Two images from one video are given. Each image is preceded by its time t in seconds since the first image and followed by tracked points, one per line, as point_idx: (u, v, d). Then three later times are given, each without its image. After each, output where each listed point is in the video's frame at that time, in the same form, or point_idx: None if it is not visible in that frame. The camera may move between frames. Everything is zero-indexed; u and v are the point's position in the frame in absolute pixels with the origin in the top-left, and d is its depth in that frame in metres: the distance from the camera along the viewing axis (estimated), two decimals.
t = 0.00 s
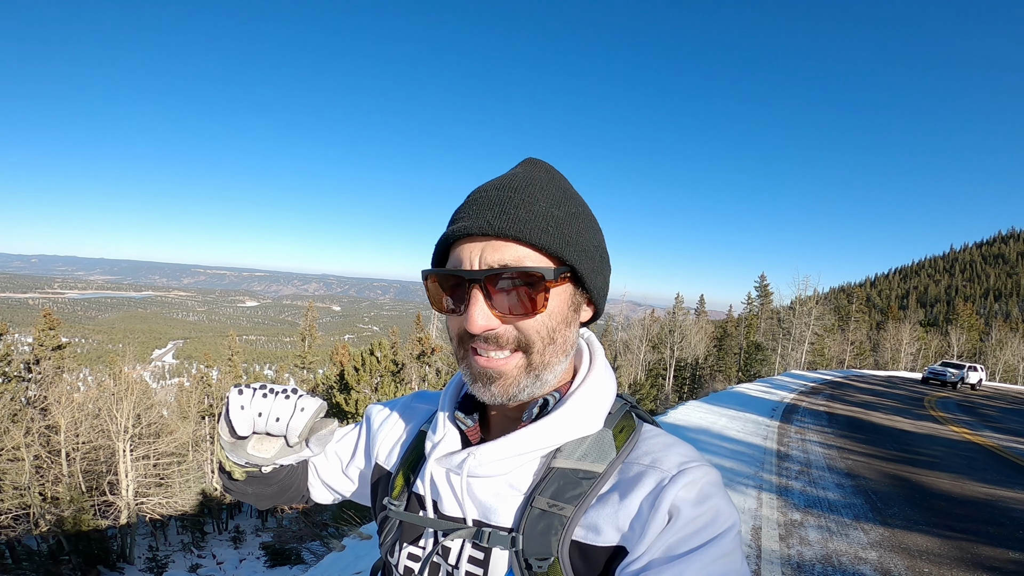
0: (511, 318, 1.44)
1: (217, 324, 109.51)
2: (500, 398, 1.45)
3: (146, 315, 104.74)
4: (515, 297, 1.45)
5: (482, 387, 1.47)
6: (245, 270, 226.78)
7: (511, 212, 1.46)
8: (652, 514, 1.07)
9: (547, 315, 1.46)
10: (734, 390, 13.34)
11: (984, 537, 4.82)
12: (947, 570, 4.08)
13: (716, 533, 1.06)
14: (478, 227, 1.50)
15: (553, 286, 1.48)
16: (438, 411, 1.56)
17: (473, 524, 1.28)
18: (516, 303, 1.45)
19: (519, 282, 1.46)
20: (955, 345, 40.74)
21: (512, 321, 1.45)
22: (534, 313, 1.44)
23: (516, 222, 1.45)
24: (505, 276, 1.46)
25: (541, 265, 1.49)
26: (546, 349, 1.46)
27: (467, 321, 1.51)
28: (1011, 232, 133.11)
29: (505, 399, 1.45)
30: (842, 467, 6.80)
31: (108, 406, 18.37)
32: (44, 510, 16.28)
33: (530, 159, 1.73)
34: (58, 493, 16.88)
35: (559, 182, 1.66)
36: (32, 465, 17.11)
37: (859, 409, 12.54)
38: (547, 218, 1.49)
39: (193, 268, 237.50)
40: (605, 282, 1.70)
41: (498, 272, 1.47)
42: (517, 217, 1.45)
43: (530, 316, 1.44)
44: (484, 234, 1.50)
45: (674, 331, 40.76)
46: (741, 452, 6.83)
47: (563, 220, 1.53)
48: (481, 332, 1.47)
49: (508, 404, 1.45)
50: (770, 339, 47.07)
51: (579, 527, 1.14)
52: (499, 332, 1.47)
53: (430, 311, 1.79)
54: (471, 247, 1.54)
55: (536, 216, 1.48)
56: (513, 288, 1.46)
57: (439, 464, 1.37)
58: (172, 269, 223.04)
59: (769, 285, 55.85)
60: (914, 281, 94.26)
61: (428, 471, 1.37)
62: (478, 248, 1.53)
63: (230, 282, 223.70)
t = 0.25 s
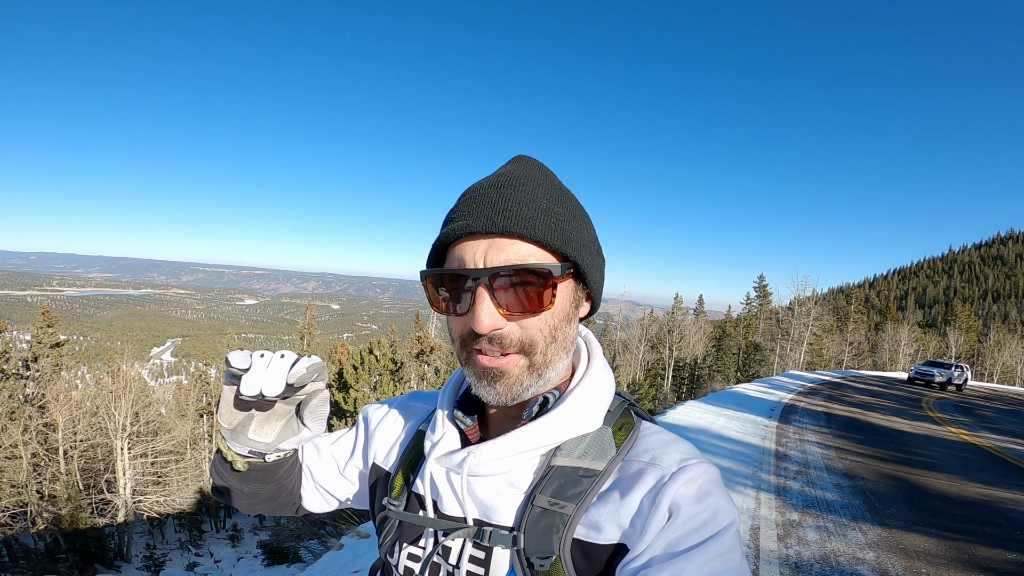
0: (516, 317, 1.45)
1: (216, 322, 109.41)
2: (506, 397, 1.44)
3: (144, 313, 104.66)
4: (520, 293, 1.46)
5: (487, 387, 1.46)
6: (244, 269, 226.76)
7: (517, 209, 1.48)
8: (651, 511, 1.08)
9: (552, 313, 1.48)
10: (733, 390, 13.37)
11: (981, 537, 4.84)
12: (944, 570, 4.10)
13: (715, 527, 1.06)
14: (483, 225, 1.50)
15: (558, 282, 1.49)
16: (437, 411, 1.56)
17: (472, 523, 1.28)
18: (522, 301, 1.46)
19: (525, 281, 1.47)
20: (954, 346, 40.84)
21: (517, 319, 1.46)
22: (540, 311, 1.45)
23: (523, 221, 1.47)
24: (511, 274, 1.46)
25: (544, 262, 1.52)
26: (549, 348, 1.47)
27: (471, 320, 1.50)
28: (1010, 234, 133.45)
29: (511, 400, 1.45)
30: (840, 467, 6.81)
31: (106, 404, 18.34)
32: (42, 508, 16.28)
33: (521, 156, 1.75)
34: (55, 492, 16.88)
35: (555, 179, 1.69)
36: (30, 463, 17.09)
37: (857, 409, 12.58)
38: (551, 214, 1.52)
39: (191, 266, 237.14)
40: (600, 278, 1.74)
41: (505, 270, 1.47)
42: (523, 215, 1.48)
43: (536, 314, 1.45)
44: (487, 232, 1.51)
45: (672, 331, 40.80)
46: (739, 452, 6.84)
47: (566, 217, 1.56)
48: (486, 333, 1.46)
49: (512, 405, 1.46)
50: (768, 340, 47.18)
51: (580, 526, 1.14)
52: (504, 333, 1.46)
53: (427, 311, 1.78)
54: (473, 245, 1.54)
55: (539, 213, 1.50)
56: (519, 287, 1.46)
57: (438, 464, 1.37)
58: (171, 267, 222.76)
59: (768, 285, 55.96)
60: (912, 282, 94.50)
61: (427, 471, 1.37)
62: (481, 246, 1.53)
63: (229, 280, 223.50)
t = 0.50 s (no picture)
0: (477, 317, 1.44)
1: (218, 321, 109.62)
2: (470, 395, 1.44)
3: (147, 311, 104.98)
4: (484, 293, 1.44)
5: (452, 384, 1.47)
6: (246, 267, 227.33)
7: (472, 209, 1.46)
8: (648, 510, 1.07)
9: (511, 313, 1.44)
10: (734, 389, 13.34)
11: (983, 537, 4.82)
12: (944, 570, 4.09)
13: (713, 527, 1.06)
14: (441, 224, 1.50)
15: (519, 283, 1.46)
16: (429, 410, 1.56)
17: (466, 523, 1.28)
18: (482, 302, 1.44)
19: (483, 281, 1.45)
20: (957, 345, 40.73)
21: (478, 320, 1.45)
22: (498, 312, 1.43)
23: (476, 221, 1.45)
24: (468, 275, 1.45)
25: (508, 260, 1.48)
26: (515, 349, 1.44)
27: (436, 320, 1.51)
28: (1014, 233, 132.88)
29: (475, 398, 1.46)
30: (841, 466, 6.80)
31: (108, 402, 18.41)
32: (45, 506, 16.39)
33: (514, 149, 1.72)
34: (58, 489, 16.97)
35: (538, 171, 1.63)
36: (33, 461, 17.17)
37: (859, 408, 12.55)
38: (514, 211, 1.46)
39: (194, 264, 237.68)
40: (587, 274, 1.65)
41: (461, 271, 1.47)
42: (478, 215, 1.45)
43: (495, 315, 1.43)
44: (451, 232, 1.50)
45: (674, 330, 40.75)
46: (739, 451, 6.82)
47: (533, 213, 1.50)
48: (446, 332, 1.48)
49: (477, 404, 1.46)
50: (770, 339, 47.11)
51: (574, 526, 1.14)
52: (465, 332, 1.47)
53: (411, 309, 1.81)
54: (439, 245, 1.55)
55: (498, 211, 1.46)
56: (479, 287, 1.44)
57: (431, 463, 1.37)
58: (174, 266, 224.28)
59: (770, 284, 55.85)
60: (915, 282, 94.20)
61: (420, 469, 1.37)
62: (446, 246, 1.53)
63: (231, 278, 224.47)
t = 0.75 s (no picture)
0: (449, 308, 1.45)
1: (222, 325, 110.04)
2: (450, 388, 1.46)
3: (152, 315, 105.58)
4: (454, 286, 1.44)
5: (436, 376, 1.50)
6: (250, 271, 228.53)
7: (437, 202, 1.47)
8: (643, 509, 1.07)
9: (482, 303, 1.43)
10: (739, 389, 13.28)
11: (991, 536, 4.77)
12: (951, 569, 4.05)
13: (710, 525, 1.06)
14: (414, 219, 1.53)
15: (483, 271, 1.43)
16: (425, 407, 1.57)
17: (462, 520, 1.28)
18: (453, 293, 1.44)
19: (450, 274, 1.46)
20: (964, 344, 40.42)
21: (450, 311, 1.45)
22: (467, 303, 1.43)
23: (440, 214, 1.46)
24: (439, 267, 1.47)
25: (475, 250, 1.46)
26: (491, 340, 1.43)
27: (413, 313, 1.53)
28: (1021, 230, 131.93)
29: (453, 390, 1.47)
30: (847, 465, 6.76)
31: (115, 406, 18.51)
32: (53, 510, 16.47)
33: (502, 143, 1.70)
34: (66, 493, 17.08)
35: (516, 161, 1.60)
36: (40, 465, 17.29)
37: (865, 408, 12.47)
38: (480, 202, 1.44)
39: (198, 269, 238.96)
40: (572, 261, 1.58)
41: (431, 264, 1.48)
42: (444, 209, 1.46)
43: (466, 307, 1.43)
44: (422, 226, 1.53)
45: (678, 330, 40.65)
46: (744, 451, 6.78)
47: (503, 202, 1.46)
48: (421, 324, 1.50)
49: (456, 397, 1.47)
50: (775, 338, 46.88)
51: (570, 523, 1.14)
52: (440, 324, 1.48)
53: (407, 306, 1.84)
54: (414, 240, 1.57)
55: (464, 202, 1.45)
56: (450, 279, 1.44)
57: (427, 460, 1.36)
58: (179, 270, 225.68)
59: (774, 284, 55.60)
60: (921, 280, 93.58)
61: (416, 466, 1.37)
62: (420, 240, 1.55)
63: (236, 282, 225.56)
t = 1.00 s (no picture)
0: (436, 313, 1.48)
1: (227, 325, 110.57)
2: (440, 390, 1.48)
3: (157, 316, 106.11)
4: (443, 293, 1.47)
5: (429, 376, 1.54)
6: (254, 272, 229.38)
7: (426, 211, 1.52)
8: (640, 513, 1.07)
9: (467, 308, 1.44)
10: (742, 387, 13.25)
11: (996, 535, 4.74)
12: (957, 568, 4.03)
13: (708, 530, 1.05)
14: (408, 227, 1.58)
15: (467, 279, 1.44)
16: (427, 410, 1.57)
17: (461, 522, 1.28)
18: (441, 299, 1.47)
19: (438, 279, 1.48)
20: (969, 341, 40.19)
21: (437, 315, 1.48)
22: (450, 308, 1.45)
23: (427, 223, 1.49)
24: (426, 274, 1.50)
25: (462, 258, 1.48)
26: (476, 345, 1.43)
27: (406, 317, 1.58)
28: None
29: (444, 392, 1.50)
30: (851, 464, 6.73)
31: (120, 406, 18.58)
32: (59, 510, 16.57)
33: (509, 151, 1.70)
34: (72, 493, 17.18)
35: (514, 167, 1.58)
36: (47, 465, 17.40)
37: (869, 406, 12.41)
38: (467, 210, 1.46)
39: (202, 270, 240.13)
40: (563, 268, 1.54)
41: (422, 269, 1.51)
42: (435, 216, 1.49)
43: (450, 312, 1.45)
44: (416, 232, 1.56)
45: (681, 329, 40.59)
46: (748, 449, 6.76)
47: (493, 208, 1.46)
48: (414, 327, 1.55)
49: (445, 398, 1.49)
50: (779, 336, 46.75)
51: (566, 527, 1.14)
52: (431, 327, 1.52)
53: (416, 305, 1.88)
54: (412, 246, 1.63)
55: (450, 211, 1.47)
56: (440, 282, 1.49)
57: (428, 462, 1.37)
58: (183, 271, 226.78)
59: (778, 281, 55.41)
60: (926, 277, 93.09)
61: (418, 469, 1.38)
62: (416, 245, 1.59)
63: (240, 283, 226.54)
